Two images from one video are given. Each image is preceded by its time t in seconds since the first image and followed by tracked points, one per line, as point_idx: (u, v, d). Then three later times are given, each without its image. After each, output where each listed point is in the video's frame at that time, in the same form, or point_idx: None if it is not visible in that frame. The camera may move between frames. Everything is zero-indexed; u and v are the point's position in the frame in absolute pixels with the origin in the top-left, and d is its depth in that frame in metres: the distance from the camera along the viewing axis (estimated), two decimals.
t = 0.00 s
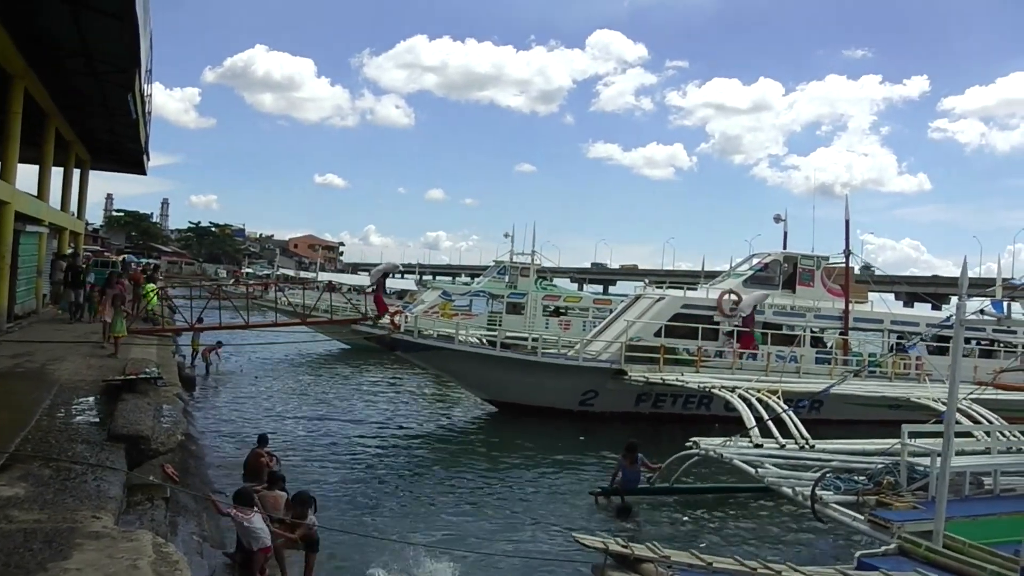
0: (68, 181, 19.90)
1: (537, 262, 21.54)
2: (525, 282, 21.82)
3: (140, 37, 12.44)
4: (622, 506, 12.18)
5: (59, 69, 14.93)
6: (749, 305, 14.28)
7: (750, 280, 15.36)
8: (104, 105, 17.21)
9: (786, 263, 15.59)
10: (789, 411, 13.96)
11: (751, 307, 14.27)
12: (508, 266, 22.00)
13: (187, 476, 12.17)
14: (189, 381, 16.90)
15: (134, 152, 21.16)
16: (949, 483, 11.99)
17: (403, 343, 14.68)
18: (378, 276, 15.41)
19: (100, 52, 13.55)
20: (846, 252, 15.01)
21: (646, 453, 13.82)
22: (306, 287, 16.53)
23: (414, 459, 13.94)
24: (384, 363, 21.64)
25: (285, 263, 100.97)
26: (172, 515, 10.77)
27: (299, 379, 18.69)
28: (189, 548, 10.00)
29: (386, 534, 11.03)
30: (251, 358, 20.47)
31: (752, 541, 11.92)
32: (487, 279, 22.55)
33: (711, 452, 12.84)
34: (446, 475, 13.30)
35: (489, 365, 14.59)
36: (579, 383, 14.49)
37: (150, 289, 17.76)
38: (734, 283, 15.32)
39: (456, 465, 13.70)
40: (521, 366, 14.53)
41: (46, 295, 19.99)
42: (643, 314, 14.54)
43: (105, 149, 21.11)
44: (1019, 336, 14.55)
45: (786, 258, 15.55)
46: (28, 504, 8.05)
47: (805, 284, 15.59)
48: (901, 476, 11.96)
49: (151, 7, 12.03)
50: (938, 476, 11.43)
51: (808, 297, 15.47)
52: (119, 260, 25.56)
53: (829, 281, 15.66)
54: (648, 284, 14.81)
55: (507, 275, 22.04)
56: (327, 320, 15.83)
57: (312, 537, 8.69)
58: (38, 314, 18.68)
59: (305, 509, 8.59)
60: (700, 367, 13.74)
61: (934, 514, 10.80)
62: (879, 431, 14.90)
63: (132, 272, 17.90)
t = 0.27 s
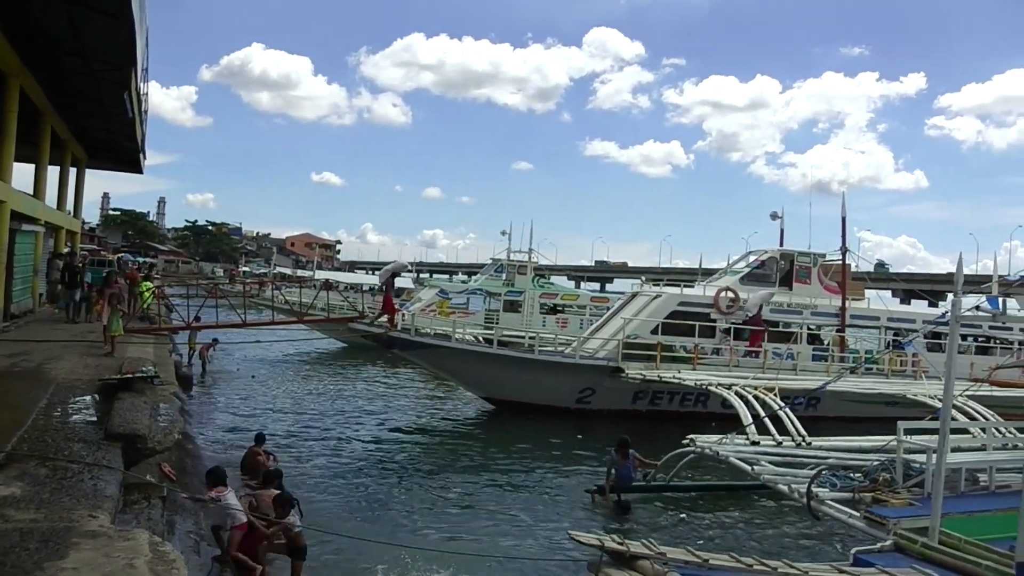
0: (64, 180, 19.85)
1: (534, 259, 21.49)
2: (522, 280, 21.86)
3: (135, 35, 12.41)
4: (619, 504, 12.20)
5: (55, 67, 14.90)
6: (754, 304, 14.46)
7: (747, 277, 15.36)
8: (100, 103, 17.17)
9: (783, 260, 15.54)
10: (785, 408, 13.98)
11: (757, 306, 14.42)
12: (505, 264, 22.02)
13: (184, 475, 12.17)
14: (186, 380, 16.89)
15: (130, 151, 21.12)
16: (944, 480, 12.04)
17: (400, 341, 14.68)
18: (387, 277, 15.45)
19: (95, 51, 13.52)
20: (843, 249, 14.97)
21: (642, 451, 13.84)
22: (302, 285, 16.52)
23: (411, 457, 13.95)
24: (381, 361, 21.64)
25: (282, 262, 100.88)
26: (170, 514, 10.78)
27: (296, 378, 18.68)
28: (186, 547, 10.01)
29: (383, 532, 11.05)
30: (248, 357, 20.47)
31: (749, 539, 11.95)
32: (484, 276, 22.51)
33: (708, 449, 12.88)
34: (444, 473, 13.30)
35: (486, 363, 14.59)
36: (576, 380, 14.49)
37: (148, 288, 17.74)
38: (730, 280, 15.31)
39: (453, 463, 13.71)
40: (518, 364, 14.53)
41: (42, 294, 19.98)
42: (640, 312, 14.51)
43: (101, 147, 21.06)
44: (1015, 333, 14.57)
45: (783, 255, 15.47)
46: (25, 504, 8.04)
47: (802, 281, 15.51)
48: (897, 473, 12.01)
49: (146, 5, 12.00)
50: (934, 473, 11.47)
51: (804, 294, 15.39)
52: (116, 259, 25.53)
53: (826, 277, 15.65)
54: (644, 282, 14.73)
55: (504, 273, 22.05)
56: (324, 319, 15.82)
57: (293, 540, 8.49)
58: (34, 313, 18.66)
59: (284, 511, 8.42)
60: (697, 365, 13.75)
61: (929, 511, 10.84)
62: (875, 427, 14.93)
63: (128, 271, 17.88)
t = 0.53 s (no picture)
0: (53, 178, 19.74)
1: (524, 257, 21.46)
2: (513, 277, 21.67)
3: (123, 33, 12.33)
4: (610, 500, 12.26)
5: (43, 65, 14.80)
6: (753, 301, 14.40)
7: (737, 274, 15.36)
8: (88, 101, 17.07)
9: (773, 256, 15.51)
10: (775, 405, 14.01)
11: (755, 303, 14.36)
12: (496, 261, 21.74)
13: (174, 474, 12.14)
14: (175, 378, 16.83)
15: (119, 148, 21.01)
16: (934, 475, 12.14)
17: (390, 339, 14.66)
18: (390, 277, 15.41)
19: (83, 48, 13.43)
20: (833, 246, 15.00)
21: (633, 448, 13.87)
22: (292, 283, 16.47)
23: (402, 455, 13.95)
24: (372, 360, 21.60)
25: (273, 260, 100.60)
26: (159, 513, 10.75)
27: (287, 376, 18.65)
28: (176, 546, 9.98)
29: (374, 530, 11.04)
30: (238, 355, 20.41)
31: (739, 536, 11.99)
32: (474, 274, 22.26)
33: (697, 446, 12.93)
34: (434, 471, 13.31)
35: (477, 361, 14.58)
36: (567, 378, 14.49)
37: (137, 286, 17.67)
38: (720, 277, 15.32)
39: (443, 461, 13.71)
40: (508, 362, 14.52)
41: (31, 292, 19.87)
42: (630, 309, 14.50)
43: (90, 145, 20.94)
44: (1003, 329, 14.64)
45: (774, 252, 15.46)
46: (13, 504, 8.00)
47: (792, 277, 15.53)
48: (886, 469, 12.09)
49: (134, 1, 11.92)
50: (922, 468, 11.53)
51: (794, 290, 15.40)
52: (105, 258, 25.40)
53: (816, 274, 15.65)
54: (635, 279, 14.69)
55: (494, 271, 21.79)
56: (313, 317, 15.79)
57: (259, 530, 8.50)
58: (22, 313, 18.56)
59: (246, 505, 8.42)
60: (687, 362, 13.77)
61: (917, 506, 10.89)
62: (864, 424, 14.98)
63: (118, 269, 17.80)
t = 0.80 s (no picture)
0: (38, 174, 19.60)
1: (513, 255, 21.38)
2: (500, 275, 21.63)
3: (108, 29, 12.27)
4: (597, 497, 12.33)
5: (28, 60, 14.70)
6: (749, 301, 14.70)
7: (724, 273, 15.38)
8: (73, 97, 16.96)
9: (760, 255, 15.56)
10: (761, 402, 14.08)
11: (751, 303, 14.68)
12: (483, 259, 21.60)
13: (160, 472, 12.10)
14: (161, 376, 16.77)
15: (104, 145, 20.88)
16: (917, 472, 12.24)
17: (377, 337, 14.65)
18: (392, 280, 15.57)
19: (68, 44, 13.35)
20: (819, 244, 15.06)
21: (620, 446, 13.92)
22: (279, 281, 16.42)
23: (389, 452, 13.95)
24: (359, 357, 21.56)
25: (261, 258, 100.21)
26: (145, 511, 10.72)
27: (274, 374, 18.60)
28: (162, 544, 9.96)
29: (361, 527, 11.04)
30: (224, 353, 20.35)
31: (724, 533, 12.06)
32: (462, 273, 22.02)
33: (683, 444, 13.00)
34: (421, 469, 13.32)
35: (464, 359, 14.59)
36: (554, 375, 14.52)
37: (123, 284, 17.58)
38: (707, 275, 15.36)
39: (430, 459, 13.73)
40: (495, 360, 14.53)
41: (15, 290, 19.74)
42: (617, 307, 14.53)
43: (75, 141, 20.80)
44: (987, 327, 14.74)
45: (760, 250, 15.52)
46: None
47: (778, 276, 15.60)
48: (870, 466, 12.20)
49: None
50: (905, 465, 11.63)
51: (781, 289, 15.49)
52: (90, 255, 25.25)
53: (802, 272, 15.71)
54: (622, 276, 14.72)
55: (482, 268, 21.62)
56: (300, 315, 15.76)
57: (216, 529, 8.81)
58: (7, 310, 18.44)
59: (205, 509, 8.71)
60: (673, 359, 13.82)
61: (901, 502, 10.99)
62: (849, 421, 15.08)
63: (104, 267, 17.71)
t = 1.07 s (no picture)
0: (18, 170, 19.42)
1: (495, 251, 21.50)
2: (483, 271, 21.95)
3: (89, 23, 12.15)
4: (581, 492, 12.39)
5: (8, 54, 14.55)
6: (741, 296, 14.54)
7: (706, 269, 15.39)
8: (54, 92, 16.80)
9: (743, 251, 15.60)
10: (743, 398, 14.16)
11: (742, 299, 14.57)
12: (467, 256, 22.09)
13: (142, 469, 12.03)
14: (144, 373, 16.67)
15: (85, 140, 20.70)
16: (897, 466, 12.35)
17: (360, 333, 14.62)
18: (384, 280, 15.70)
19: (48, 37, 13.22)
20: (801, 240, 15.13)
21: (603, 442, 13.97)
22: (262, 276, 16.35)
23: (372, 449, 13.94)
24: (343, 353, 21.51)
25: (245, 254, 99.54)
26: (127, 508, 10.67)
27: (257, 370, 18.53)
28: (143, 541, 9.91)
29: (344, 523, 11.04)
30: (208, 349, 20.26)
31: (707, 529, 12.14)
32: (445, 268, 22.65)
33: (665, 440, 13.07)
34: (405, 465, 13.32)
35: (448, 354, 14.58)
36: (537, 372, 14.55)
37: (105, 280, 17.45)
38: (690, 271, 15.38)
39: (413, 455, 13.72)
40: (478, 356, 14.53)
41: None
42: (600, 303, 14.54)
43: (56, 136, 20.61)
44: (967, 322, 14.86)
45: (743, 246, 15.56)
46: None
47: (761, 272, 15.68)
48: (850, 461, 12.30)
49: None
50: (886, 459, 11.74)
51: (765, 285, 15.56)
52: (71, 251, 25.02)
53: (785, 268, 15.77)
54: (605, 272, 14.73)
55: (466, 265, 22.13)
56: (283, 311, 15.70)
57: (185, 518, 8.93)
58: None
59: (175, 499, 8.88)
60: (656, 355, 13.86)
61: (881, 497, 11.08)
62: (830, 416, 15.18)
63: (86, 263, 17.58)
